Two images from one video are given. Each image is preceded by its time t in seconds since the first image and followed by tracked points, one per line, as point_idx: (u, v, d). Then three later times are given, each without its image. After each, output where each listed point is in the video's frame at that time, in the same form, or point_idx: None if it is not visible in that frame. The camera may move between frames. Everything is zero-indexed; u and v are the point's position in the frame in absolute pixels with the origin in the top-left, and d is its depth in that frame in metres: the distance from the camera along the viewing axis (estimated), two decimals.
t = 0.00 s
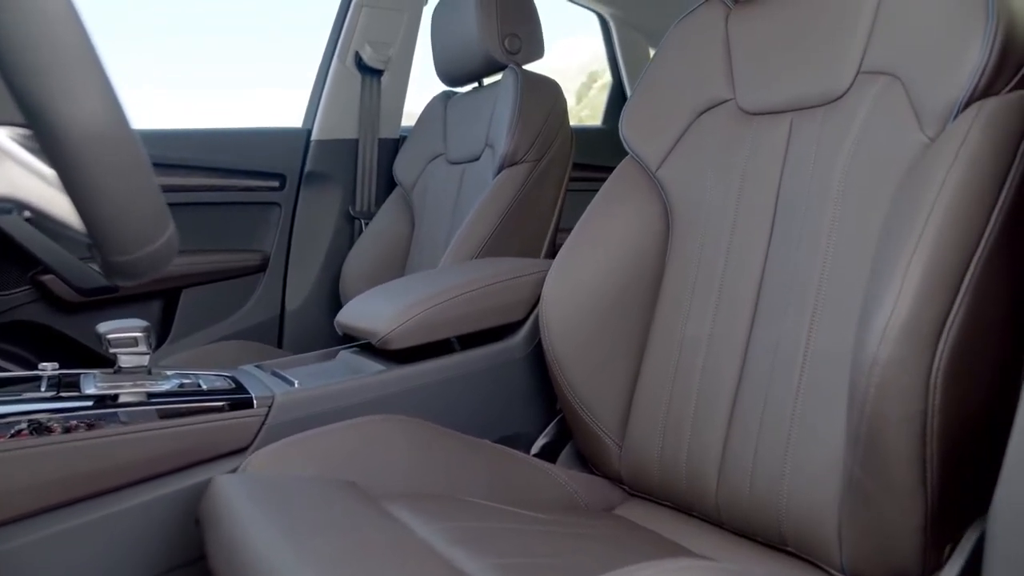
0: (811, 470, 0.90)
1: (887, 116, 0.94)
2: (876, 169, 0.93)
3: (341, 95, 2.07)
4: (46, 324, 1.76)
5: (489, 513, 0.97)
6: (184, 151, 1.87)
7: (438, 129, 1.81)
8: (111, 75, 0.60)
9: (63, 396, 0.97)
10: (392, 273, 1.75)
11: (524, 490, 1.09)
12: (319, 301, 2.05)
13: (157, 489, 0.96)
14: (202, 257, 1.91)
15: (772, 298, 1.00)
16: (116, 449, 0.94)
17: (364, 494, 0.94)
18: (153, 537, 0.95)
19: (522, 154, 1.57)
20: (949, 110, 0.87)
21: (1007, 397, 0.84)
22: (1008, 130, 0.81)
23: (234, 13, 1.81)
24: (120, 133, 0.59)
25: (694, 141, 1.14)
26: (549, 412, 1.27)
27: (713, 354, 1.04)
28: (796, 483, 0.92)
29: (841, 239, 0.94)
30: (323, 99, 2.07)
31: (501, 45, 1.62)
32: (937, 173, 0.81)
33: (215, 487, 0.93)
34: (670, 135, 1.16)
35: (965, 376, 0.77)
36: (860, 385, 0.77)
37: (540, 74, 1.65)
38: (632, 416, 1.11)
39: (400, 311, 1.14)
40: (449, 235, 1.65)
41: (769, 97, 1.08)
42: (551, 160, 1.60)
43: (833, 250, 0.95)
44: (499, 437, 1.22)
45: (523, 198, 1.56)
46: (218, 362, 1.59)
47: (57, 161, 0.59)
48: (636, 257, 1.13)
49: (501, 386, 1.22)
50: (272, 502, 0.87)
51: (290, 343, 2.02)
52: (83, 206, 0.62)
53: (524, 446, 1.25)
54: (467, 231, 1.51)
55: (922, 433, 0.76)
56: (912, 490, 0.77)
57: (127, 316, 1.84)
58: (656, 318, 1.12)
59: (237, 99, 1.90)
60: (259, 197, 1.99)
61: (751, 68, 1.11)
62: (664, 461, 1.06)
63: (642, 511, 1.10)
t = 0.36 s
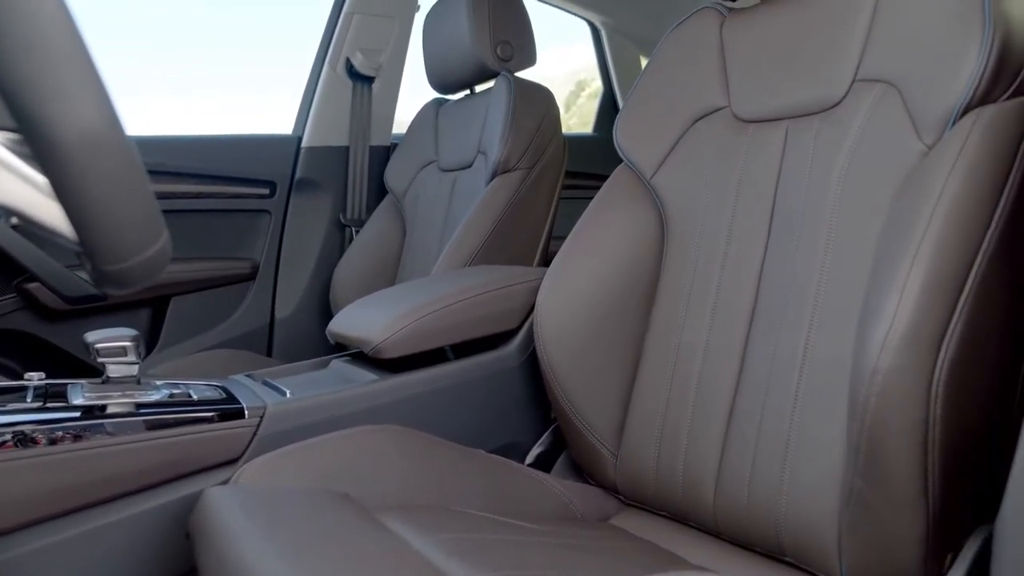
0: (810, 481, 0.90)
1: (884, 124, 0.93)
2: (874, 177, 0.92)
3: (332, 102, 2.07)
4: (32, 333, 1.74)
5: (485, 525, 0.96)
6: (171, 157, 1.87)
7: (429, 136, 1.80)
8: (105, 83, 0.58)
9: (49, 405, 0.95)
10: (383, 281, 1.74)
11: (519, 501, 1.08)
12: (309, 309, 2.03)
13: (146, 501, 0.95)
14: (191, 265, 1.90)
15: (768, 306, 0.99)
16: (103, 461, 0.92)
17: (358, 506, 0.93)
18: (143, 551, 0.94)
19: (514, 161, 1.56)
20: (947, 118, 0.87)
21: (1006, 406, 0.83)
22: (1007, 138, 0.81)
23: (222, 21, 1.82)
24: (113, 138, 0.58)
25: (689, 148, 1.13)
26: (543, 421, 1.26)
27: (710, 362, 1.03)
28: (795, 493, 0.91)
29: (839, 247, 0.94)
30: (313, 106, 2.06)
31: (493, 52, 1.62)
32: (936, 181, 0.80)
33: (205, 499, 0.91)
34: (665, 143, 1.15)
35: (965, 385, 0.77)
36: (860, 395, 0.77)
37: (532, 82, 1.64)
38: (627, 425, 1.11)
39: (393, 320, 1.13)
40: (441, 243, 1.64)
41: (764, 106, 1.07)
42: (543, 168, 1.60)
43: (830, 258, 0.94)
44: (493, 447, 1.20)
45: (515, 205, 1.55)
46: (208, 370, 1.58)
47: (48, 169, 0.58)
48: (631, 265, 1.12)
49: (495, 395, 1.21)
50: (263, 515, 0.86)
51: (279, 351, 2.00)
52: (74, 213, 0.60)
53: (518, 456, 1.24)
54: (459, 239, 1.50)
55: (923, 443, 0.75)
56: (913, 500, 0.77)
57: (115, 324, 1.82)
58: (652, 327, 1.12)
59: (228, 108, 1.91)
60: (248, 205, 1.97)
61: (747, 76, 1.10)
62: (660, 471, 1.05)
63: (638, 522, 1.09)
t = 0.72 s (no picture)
0: (808, 488, 0.89)
1: (881, 131, 0.93)
2: (870, 185, 0.92)
3: (322, 108, 2.05)
4: (18, 341, 1.72)
5: (480, 535, 0.94)
6: (160, 164, 1.85)
7: (420, 142, 1.79)
8: (101, 90, 0.55)
9: (35, 415, 0.92)
10: (374, 289, 1.73)
11: (514, 510, 1.07)
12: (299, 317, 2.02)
13: (134, 513, 0.93)
14: (180, 272, 1.88)
15: (765, 314, 0.99)
16: (90, 473, 0.91)
17: (352, 517, 0.92)
18: (132, 564, 0.92)
19: (507, 168, 1.56)
20: (942, 126, 0.87)
21: (1005, 413, 0.83)
22: (1002, 147, 0.81)
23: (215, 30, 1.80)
24: (108, 148, 0.56)
25: (684, 155, 1.13)
26: (537, 430, 1.25)
27: (706, 370, 1.03)
28: (793, 501, 0.91)
29: (836, 254, 0.94)
30: (304, 112, 2.05)
31: (485, 58, 1.62)
32: (935, 188, 0.80)
33: (195, 511, 0.90)
34: (659, 149, 1.15)
35: (965, 392, 0.76)
36: (860, 404, 0.76)
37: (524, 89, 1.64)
38: (622, 433, 1.10)
39: (385, 328, 1.12)
40: (433, 250, 1.63)
41: (759, 113, 1.07)
42: (536, 175, 1.59)
43: (827, 265, 0.94)
44: (486, 456, 1.19)
45: (508, 212, 1.54)
46: (197, 379, 1.56)
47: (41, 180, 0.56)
48: (626, 273, 1.11)
49: (489, 404, 1.20)
50: (256, 526, 0.84)
51: (268, 360, 1.99)
52: (65, 220, 0.58)
53: (512, 465, 1.23)
54: (451, 246, 1.49)
55: (924, 450, 0.75)
56: (914, 508, 0.76)
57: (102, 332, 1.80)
58: (646, 335, 1.11)
59: (221, 116, 1.90)
60: (238, 212, 1.96)
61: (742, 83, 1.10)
62: (655, 480, 1.05)
63: (633, 531, 1.09)
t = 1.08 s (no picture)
0: (805, 498, 0.89)
1: (874, 139, 0.93)
2: (865, 193, 0.92)
3: (310, 115, 2.04)
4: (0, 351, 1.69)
5: (474, 547, 0.93)
6: (147, 171, 1.84)
7: (410, 150, 1.78)
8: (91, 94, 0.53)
9: (17, 427, 0.90)
10: (363, 297, 1.72)
11: (507, 521, 1.06)
12: (287, 326, 2.00)
13: (121, 526, 0.91)
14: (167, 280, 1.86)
15: (759, 322, 0.98)
16: (75, 485, 0.89)
17: (344, 529, 0.90)
18: None
19: (497, 176, 1.55)
20: (936, 135, 0.87)
21: (1002, 422, 0.83)
22: (996, 155, 0.81)
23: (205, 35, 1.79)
24: (97, 151, 0.54)
25: (676, 164, 1.12)
26: (529, 440, 1.24)
27: (700, 378, 1.02)
28: (789, 511, 0.90)
29: (831, 263, 0.93)
30: (292, 118, 2.04)
31: (475, 66, 1.61)
32: (931, 196, 0.80)
33: (183, 524, 0.88)
34: (652, 158, 1.14)
35: (963, 400, 0.77)
36: (859, 412, 0.76)
37: (515, 96, 1.63)
38: (615, 443, 1.09)
39: (376, 337, 1.11)
40: (423, 258, 1.62)
41: (752, 121, 1.07)
42: (526, 183, 1.58)
43: (823, 274, 0.94)
44: (478, 466, 1.18)
45: (498, 220, 1.53)
46: (184, 388, 1.54)
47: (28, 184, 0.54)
48: (619, 280, 1.11)
49: (480, 413, 1.19)
50: (245, 539, 0.83)
51: (256, 368, 1.97)
52: (53, 226, 0.56)
53: (504, 475, 1.22)
54: (441, 254, 1.48)
55: (923, 458, 0.75)
56: (913, 517, 0.76)
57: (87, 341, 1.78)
58: (639, 343, 1.10)
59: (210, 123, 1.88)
60: (225, 219, 1.94)
61: (735, 90, 1.10)
62: (649, 490, 1.04)
63: (627, 541, 1.08)
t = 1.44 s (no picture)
0: (800, 506, 0.88)
1: (867, 146, 0.93)
2: (858, 200, 0.92)
3: (297, 122, 2.03)
4: None
5: (467, 557, 0.92)
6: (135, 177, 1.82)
7: (397, 157, 1.78)
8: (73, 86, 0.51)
9: None
10: (351, 305, 1.70)
11: (499, 530, 1.04)
12: (273, 334, 1.98)
13: (106, 539, 0.89)
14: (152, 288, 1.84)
15: (752, 329, 0.98)
16: (59, 497, 0.87)
17: (334, 542, 0.89)
18: None
19: (487, 183, 1.54)
20: (929, 143, 0.87)
21: (996, 429, 0.83)
22: (986, 164, 0.82)
23: (190, 40, 1.79)
24: (89, 157, 0.52)
25: (668, 171, 1.12)
26: (520, 449, 1.23)
27: (693, 386, 1.02)
28: (784, 520, 0.90)
29: (824, 270, 0.93)
30: (279, 125, 2.02)
31: (465, 72, 1.60)
32: (925, 203, 0.80)
33: (170, 536, 0.86)
34: (643, 165, 1.14)
35: (958, 408, 0.77)
36: (856, 421, 0.76)
37: (504, 103, 1.63)
38: (607, 452, 1.08)
39: (366, 346, 1.10)
40: (411, 266, 1.61)
41: (744, 128, 1.07)
42: (516, 190, 1.58)
43: (816, 282, 0.93)
44: (468, 475, 1.17)
45: (488, 228, 1.53)
46: (169, 397, 1.52)
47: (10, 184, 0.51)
48: (611, 288, 1.10)
49: (471, 422, 1.18)
50: (234, 551, 0.81)
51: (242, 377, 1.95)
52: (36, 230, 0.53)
53: (495, 484, 1.21)
54: (431, 261, 1.47)
55: (919, 466, 0.75)
56: (909, 526, 0.76)
57: (70, 349, 1.75)
58: (631, 351, 1.10)
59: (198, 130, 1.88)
60: (211, 226, 1.92)
61: (727, 97, 1.10)
62: (642, 499, 1.03)
63: (619, 550, 1.07)
